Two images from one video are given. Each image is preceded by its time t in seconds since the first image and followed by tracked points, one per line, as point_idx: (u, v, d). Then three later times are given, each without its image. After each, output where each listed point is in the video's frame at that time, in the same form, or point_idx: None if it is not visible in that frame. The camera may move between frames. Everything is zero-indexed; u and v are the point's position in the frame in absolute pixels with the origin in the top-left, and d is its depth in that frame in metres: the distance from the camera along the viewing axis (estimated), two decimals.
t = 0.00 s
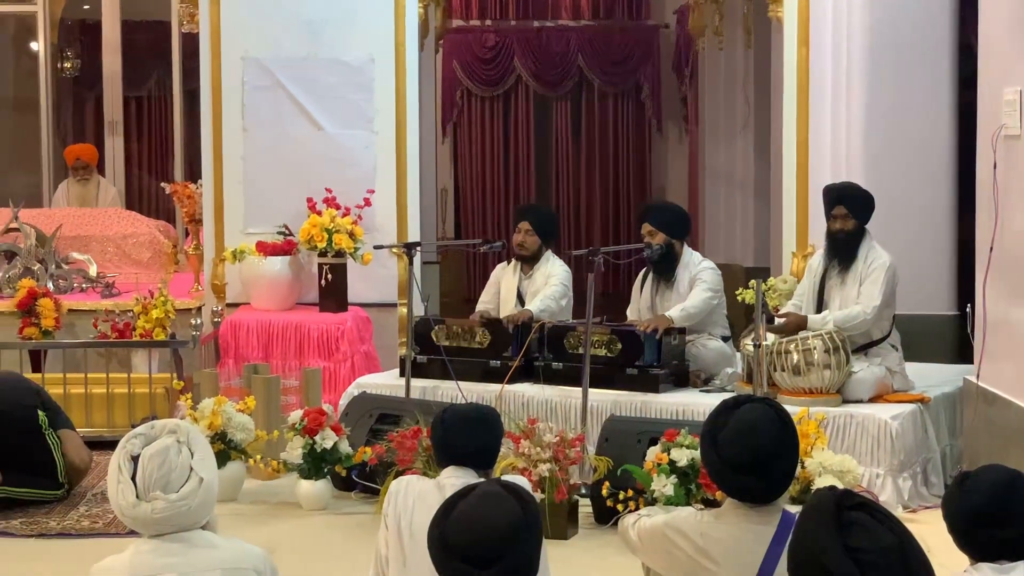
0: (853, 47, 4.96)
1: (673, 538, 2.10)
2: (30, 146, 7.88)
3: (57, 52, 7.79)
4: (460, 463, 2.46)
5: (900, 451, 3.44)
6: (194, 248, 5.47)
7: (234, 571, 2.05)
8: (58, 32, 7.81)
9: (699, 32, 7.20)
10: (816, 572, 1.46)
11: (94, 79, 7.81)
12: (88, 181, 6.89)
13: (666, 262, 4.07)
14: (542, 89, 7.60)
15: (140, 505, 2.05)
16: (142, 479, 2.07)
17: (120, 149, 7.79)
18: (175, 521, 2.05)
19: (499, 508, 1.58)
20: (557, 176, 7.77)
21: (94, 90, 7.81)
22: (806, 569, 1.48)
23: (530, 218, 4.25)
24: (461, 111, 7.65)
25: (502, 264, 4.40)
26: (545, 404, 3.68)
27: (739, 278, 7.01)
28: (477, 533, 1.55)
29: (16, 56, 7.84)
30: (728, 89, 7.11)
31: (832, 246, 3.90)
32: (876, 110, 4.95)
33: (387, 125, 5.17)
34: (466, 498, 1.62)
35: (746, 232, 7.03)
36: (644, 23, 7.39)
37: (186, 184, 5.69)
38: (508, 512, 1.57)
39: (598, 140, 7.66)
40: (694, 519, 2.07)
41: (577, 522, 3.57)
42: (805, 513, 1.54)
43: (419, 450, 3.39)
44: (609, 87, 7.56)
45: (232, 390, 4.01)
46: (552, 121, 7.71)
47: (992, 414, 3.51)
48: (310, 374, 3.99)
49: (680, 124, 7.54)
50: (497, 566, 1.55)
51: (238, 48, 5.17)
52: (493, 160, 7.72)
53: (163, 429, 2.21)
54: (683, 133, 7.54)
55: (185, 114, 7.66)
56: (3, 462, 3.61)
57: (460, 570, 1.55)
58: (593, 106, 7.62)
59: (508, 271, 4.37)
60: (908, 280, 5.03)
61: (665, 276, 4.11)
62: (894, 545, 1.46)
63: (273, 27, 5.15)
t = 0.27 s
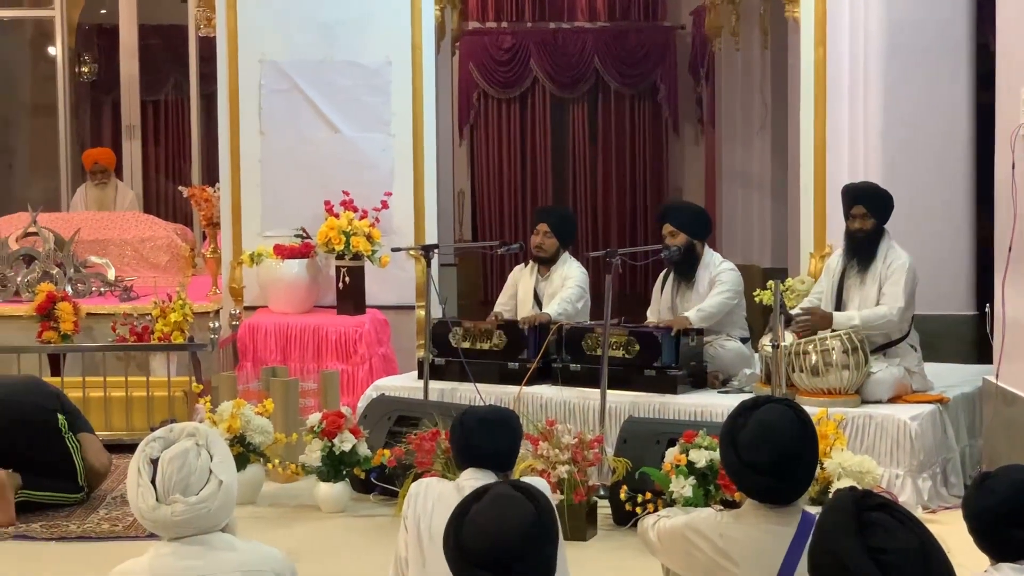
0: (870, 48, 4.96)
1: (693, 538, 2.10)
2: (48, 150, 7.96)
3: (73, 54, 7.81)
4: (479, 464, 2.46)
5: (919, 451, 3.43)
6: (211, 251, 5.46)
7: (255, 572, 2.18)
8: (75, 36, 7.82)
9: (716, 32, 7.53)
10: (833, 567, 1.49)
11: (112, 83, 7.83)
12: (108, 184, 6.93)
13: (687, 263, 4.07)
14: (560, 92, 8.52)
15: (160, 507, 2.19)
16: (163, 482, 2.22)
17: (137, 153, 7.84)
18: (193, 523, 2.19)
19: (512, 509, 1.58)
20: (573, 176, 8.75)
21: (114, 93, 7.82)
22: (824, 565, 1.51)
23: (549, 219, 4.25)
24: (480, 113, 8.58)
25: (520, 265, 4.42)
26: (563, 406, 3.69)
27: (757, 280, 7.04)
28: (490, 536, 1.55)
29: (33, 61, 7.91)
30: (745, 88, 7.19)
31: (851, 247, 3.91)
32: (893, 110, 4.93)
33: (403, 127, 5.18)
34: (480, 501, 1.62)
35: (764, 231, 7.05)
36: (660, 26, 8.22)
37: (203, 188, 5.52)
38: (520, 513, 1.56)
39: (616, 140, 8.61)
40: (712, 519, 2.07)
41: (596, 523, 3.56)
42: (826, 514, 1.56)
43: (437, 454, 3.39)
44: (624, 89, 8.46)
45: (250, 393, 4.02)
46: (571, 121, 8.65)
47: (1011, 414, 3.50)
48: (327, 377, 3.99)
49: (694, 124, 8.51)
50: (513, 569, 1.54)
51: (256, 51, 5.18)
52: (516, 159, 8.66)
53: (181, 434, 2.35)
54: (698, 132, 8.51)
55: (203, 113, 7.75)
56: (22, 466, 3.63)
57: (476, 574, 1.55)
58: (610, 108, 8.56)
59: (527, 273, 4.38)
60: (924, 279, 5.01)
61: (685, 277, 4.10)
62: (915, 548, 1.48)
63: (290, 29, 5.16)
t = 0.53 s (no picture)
0: (884, 49, 4.96)
1: (707, 540, 2.09)
2: (66, 155, 8.25)
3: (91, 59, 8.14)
4: (493, 467, 2.48)
5: (935, 452, 3.43)
6: (228, 255, 5.49)
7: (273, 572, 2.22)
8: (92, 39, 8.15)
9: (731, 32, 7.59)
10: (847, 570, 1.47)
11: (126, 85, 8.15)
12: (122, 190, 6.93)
13: (707, 263, 4.08)
14: (575, 94, 8.59)
15: (177, 509, 2.21)
16: (180, 485, 2.23)
17: (153, 156, 8.14)
18: (210, 524, 2.21)
19: (524, 511, 1.55)
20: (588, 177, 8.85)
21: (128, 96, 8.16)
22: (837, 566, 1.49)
23: (563, 221, 4.26)
24: (493, 114, 8.64)
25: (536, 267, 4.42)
26: (579, 408, 3.69)
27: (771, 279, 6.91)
28: (500, 538, 1.52)
29: (50, 65, 8.19)
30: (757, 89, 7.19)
31: (867, 249, 3.91)
32: (906, 111, 4.93)
33: (418, 130, 5.18)
34: (492, 503, 1.59)
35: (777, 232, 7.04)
36: (675, 28, 8.33)
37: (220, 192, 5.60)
38: (533, 514, 1.54)
39: (631, 141, 8.72)
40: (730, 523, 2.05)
41: (611, 526, 3.56)
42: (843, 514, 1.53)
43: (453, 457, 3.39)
44: (639, 90, 8.54)
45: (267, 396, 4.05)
46: (586, 121, 8.76)
47: None
48: (343, 381, 4.00)
49: (709, 126, 8.62)
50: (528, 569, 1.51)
51: (271, 54, 5.19)
52: (530, 160, 8.75)
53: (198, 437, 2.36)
54: (712, 134, 8.63)
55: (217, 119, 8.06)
56: (39, 469, 3.64)
57: None
58: (625, 109, 8.65)
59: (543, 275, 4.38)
60: (939, 280, 4.99)
61: (704, 278, 4.11)
62: (932, 551, 1.45)
63: (305, 32, 5.18)
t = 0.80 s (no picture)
0: (883, 64, 5.23)
1: (711, 523, 2.26)
2: (114, 165, 9.09)
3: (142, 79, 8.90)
4: (512, 454, 2.67)
5: (922, 441, 3.68)
6: (264, 257, 5.79)
7: (306, 558, 2.16)
8: (139, 60, 8.88)
9: (732, 51, 7.93)
10: (841, 553, 1.56)
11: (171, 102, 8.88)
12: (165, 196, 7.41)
13: (711, 265, 4.36)
14: (586, 106, 9.37)
15: (218, 493, 2.17)
16: (221, 469, 2.20)
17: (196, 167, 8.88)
18: (250, 510, 2.18)
19: (537, 494, 1.71)
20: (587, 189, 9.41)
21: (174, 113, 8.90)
22: (830, 549, 1.58)
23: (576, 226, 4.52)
24: (512, 127, 9.45)
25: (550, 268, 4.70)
26: (591, 399, 3.98)
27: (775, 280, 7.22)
28: (513, 519, 1.68)
29: (100, 80, 9.00)
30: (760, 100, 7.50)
31: (858, 251, 4.19)
32: (902, 121, 5.21)
33: (441, 140, 5.47)
34: (507, 489, 1.75)
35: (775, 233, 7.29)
36: (678, 46, 9.07)
37: (256, 199, 5.90)
38: (544, 497, 1.69)
39: (639, 153, 9.47)
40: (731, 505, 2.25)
41: (620, 509, 3.84)
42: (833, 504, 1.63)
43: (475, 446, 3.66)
44: (648, 105, 9.30)
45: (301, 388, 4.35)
46: (596, 132, 9.48)
47: (1008, 406, 3.75)
48: (370, 374, 4.29)
49: (711, 137, 9.21)
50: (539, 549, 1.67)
51: (304, 70, 5.49)
52: (545, 170, 9.59)
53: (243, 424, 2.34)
54: (715, 145, 9.20)
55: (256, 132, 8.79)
56: (90, 455, 3.95)
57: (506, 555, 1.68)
58: (633, 122, 9.41)
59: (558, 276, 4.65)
60: (932, 280, 5.25)
61: (709, 277, 4.38)
62: (917, 530, 1.55)
63: (335, 48, 5.46)
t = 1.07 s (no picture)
0: (893, 69, 5.36)
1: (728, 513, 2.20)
2: (146, 164, 9.38)
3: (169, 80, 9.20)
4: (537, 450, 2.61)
5: (932, 434, 3.80)
6: (292, 254, 6.18)
7: (336, 543, 2.18)
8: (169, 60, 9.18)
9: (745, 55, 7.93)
10: (860, 547, 1.59)
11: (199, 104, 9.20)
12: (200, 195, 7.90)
13: (726, 263, 4.48)
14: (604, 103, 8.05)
15: (247, 483, 2.18)
16: (250, 459, 2.21)
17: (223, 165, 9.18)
18: (280, 498, 2.18)
19: (561, 485, 1.71)
20: (618, 173, 7.79)
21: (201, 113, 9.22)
22: (848, 546, 1.61)
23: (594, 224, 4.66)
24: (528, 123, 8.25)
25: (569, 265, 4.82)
26: (609, 391, 4.10)
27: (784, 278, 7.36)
28: (539, 508, 1.68)
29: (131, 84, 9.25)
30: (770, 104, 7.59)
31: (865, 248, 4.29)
32: (914, 125, 5.34)
33: (465, 141, 5.58)
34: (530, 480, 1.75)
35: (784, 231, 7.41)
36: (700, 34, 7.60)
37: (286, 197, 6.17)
38: (570, 489, 1.69)
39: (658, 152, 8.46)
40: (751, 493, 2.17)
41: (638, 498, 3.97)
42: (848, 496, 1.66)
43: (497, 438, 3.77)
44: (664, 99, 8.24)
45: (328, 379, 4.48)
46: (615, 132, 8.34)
47: (1015, 400, 3.87)
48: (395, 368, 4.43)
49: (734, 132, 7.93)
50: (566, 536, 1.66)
51: (331, 73, 5.59)
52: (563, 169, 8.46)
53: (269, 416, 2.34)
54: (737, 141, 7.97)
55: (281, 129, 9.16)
56: (121, 445, 4.07)
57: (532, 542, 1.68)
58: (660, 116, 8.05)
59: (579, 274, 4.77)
60: (939, 278, 5.38)
61: (724, 276, 4.50)
62: (932, 522, 1.58)
63: (363, 53, 5.57)
